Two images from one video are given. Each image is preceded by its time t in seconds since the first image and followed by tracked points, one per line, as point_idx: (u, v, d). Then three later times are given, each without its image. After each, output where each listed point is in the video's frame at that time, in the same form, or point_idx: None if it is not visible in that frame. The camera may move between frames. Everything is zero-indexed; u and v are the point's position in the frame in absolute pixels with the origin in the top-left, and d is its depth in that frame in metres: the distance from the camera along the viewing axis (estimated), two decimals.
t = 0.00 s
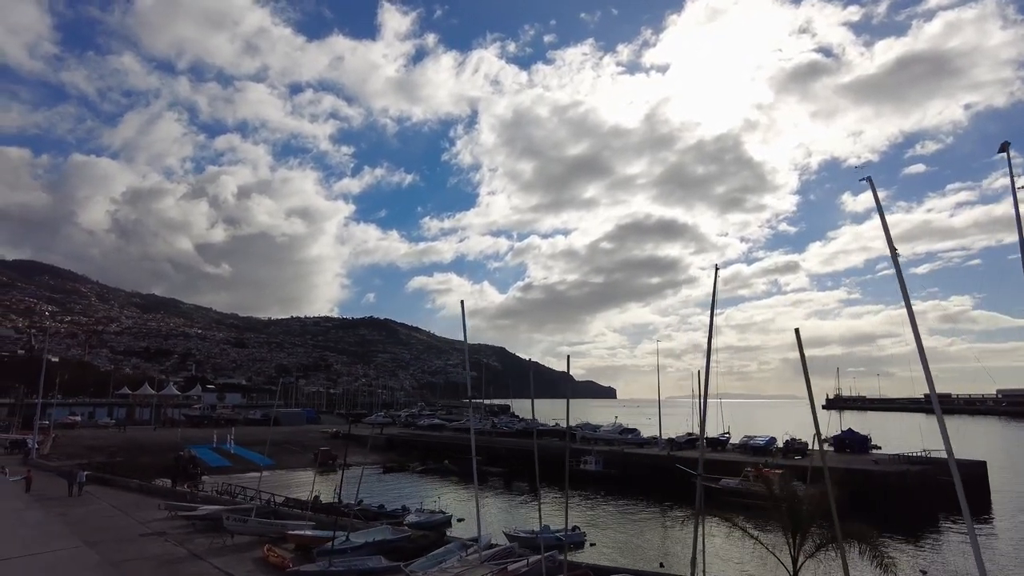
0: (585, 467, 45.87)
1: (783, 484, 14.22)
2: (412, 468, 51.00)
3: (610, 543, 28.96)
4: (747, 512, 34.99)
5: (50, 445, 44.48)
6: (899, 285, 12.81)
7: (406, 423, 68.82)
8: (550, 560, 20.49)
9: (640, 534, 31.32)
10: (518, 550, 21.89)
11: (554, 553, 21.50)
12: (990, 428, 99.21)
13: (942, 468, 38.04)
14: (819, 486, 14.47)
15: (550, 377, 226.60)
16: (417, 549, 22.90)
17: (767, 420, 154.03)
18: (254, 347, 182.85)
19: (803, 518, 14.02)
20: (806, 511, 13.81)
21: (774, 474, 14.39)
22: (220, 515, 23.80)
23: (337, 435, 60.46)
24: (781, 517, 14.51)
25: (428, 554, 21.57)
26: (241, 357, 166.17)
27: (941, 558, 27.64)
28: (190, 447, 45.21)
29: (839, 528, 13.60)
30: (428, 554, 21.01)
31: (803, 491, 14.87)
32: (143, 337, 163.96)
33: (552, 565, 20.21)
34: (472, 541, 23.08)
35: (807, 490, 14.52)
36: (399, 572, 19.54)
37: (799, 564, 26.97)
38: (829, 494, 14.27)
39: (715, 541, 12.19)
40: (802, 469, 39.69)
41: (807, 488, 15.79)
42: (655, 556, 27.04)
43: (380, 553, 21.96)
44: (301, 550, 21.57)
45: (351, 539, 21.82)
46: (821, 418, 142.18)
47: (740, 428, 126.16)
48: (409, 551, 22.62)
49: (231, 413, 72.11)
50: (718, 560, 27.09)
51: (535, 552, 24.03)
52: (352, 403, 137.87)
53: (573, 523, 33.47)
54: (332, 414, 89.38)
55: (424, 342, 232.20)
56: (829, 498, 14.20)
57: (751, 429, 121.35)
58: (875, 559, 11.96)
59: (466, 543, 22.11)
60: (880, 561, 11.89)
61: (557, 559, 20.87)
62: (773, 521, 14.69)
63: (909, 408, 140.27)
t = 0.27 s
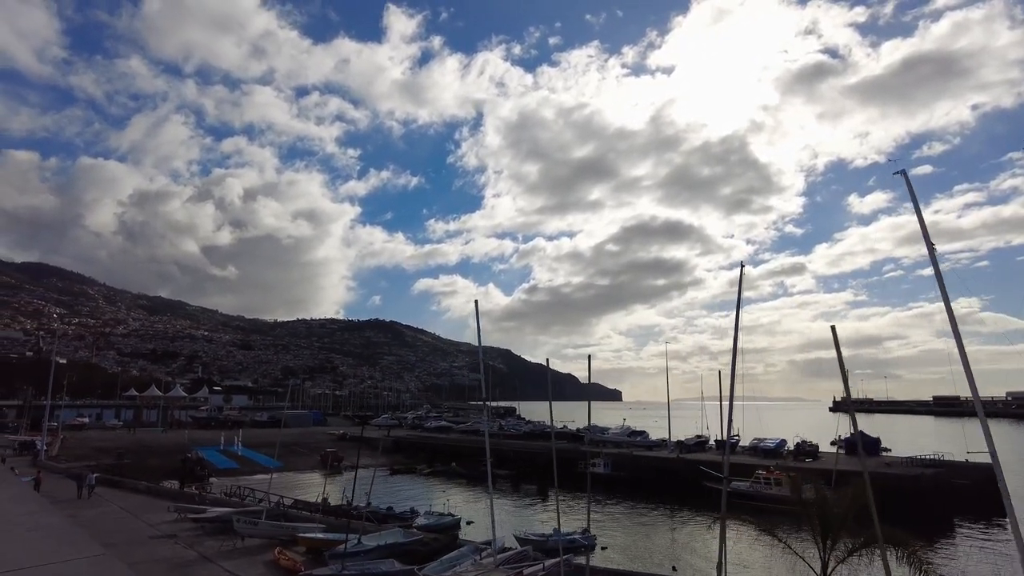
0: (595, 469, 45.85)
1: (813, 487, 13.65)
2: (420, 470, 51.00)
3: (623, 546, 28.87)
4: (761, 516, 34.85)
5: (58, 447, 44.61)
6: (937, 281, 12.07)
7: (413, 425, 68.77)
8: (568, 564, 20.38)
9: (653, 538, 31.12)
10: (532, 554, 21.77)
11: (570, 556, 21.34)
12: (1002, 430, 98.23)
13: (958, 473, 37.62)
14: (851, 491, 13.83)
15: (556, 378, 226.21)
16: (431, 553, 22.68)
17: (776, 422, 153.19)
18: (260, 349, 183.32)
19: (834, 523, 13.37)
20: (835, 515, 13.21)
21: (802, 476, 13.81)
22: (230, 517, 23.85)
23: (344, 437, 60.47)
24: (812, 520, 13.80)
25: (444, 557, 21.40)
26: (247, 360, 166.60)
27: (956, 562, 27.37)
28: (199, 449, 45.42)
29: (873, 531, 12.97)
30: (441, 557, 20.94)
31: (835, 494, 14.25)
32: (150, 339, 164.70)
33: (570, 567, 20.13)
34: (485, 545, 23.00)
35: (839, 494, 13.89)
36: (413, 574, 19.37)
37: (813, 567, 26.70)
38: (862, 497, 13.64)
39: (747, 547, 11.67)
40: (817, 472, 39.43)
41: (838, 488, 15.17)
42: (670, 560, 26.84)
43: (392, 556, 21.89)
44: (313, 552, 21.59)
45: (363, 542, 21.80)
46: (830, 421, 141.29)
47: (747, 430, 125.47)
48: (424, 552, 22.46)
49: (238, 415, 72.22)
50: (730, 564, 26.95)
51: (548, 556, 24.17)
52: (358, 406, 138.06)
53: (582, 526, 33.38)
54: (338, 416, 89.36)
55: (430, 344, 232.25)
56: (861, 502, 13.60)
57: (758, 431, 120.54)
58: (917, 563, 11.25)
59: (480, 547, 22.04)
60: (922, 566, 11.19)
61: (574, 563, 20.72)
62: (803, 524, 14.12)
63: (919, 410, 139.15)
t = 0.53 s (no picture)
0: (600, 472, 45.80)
1: (838, 492, 13.19)
2: (425, 473, 51.02)
3: (631, 550, 28.79)
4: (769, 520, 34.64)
5: (63, 449, 44.74)
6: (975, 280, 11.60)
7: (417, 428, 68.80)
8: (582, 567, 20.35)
9: (661, 542, 30.99)
10: (542, 560, 21.74)
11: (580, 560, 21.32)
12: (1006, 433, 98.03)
13: (968, 476, 37.42)
14: (879, 495, 13.39)
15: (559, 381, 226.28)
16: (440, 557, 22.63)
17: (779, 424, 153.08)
18: (263, 351, 183.74)
19: (861, 528, 12.92)
20: (863, 519, 12.76)
21: (828, 480, 13.35)
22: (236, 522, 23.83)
23: (348, 439, 60.55)
24: (837, 526, 13.36)
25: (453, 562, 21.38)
26: (250, 362, 166.97)
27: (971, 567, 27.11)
28: (203, 452, 45.52)
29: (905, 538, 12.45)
30: (451, 563, 20.87)
31: (861, 499, 13.86)
32: (154, 341, 165.18)
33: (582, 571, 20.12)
34: (496, 550, 22.95)
35: (865, 497, 13.50)
36: None
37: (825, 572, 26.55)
38: (892, 502, 13.12)
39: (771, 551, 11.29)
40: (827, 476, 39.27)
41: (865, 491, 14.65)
42: (678, 565, 26.82)
43: (400, 561, 21.82)
44: (320, 557, 21.58)
45: (372, 547, 21.79)
46: (833, 424, 141.15)
47: (751, 433, 125.44)
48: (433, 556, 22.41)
49: (242, 417, 72.37)
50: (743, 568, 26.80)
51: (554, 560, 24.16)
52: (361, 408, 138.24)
53: (589, 530, 33.28)
54: (341, 419, 89.45)
55: (433, 346, 232.43)
56: (891, 506, 13.09)
57: (761, 434, 120.45)
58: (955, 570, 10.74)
59: (490, 552, 21.99)
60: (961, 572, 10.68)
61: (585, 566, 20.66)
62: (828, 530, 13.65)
63: (922, 413, 138.95)
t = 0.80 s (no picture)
0: (605, 471, 45.86)
1: (865, 494, 13.36)
2: (429, 472, 51.14)
3: (637, 549, 28.84)
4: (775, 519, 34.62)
5: (67, 448, 44.89)
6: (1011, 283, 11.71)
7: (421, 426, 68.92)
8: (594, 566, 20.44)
9: (667, 541, 31.01)
10: (554, 559, 21.77)
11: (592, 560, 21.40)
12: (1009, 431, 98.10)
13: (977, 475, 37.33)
14: (906, 497, 13.55)
15: (561, 380, 226.50)
16: (450, 557, 22.68)
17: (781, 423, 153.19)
18: (265, 351, 184.04)
19: (889, 529, 13.12)
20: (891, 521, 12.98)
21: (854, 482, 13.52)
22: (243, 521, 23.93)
23: (352, 438, 60.69)
24: (864, 527, 13.55)
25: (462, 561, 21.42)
26: (253, 361, 167.24)
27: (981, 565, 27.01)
28: (207, 451, 45.59)
29: (933, 541, 12.76)
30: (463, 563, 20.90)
31: (887, 500, 14.01)
32: (157, 341, 165.51)
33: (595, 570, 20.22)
34: (506, 549, 22.93)
35: (891, 498, 13.68)
36: None
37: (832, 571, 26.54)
38: (915, 506, 13.48)
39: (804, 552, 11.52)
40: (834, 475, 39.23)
41: (890, 494, 14.91)
42: (685, 563, 26.87)
43: (409, 561, 21.86)
44: (329, 556, 21.61)
45: (380, 547, 21.85)
46: (836, 422, 141.19)
47: (753, 431, 125.56)
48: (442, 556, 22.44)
49: (246, 417, 72.55)
50: (749, 566, 26.77)
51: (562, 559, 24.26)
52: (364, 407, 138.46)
53: (594, 529, 33.32)
54: (345, 418, 89.69)
55: (435, 345, 232.67)
56: (915, 509, 13.46)
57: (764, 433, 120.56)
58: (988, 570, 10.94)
59: (500, 552, 22.01)
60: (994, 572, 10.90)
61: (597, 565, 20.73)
62: (852, 531, 13.98)
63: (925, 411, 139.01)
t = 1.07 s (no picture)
0: (609, 470, 45.77)
1: (894, 496, 13.07)
2: (433, 472, 51.11)
3: (645, 549, 28.74)
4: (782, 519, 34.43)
5: (69, 448, 44.86)
6: None
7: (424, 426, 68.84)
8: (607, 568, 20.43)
9: (672, 541, 30.86)
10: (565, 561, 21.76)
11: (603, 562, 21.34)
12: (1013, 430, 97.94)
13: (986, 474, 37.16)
14: (935, 499, 13.26)
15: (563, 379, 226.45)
16: (460, 559, 22.60)
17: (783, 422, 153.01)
18: (267, 350, 184.15)
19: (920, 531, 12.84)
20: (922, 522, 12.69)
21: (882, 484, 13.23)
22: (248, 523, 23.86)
23: (355, 438, 60.61)
24: (893, 530, 13.29)
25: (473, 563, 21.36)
26: (255, 361, 167.29)
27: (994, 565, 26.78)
28: (210, 451, 45.54)
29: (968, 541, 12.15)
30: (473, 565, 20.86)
31: (916, 501, 13.72)
32: (158, 341, 165.58)
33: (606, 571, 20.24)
34: (516, 551, 22.89)
35: (920, 500, 13.40)
36: None
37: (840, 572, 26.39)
38: (947, 507, 12.89)
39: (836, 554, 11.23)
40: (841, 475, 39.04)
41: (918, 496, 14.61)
42: (693, 564, 26.83)
43: (420, 563, 21.82)
44: (336, 558, 21.55)
45: (389, 549, 21.84)
46: (839, 421, 140.96)
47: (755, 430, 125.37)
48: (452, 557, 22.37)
49: (248, 416, 72.55)
50: (756, 566, 26.65)
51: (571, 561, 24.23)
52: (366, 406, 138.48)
53: (599, 530, 33.20)
54: (347, 417, 89.72)
55: (437, 345, 232.68)
56: (947, 511, 13.05)
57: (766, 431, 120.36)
58: None
59: (511, 554, 21.99)
60: None
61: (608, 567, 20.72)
62: (881, 533, 13.69)
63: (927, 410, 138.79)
